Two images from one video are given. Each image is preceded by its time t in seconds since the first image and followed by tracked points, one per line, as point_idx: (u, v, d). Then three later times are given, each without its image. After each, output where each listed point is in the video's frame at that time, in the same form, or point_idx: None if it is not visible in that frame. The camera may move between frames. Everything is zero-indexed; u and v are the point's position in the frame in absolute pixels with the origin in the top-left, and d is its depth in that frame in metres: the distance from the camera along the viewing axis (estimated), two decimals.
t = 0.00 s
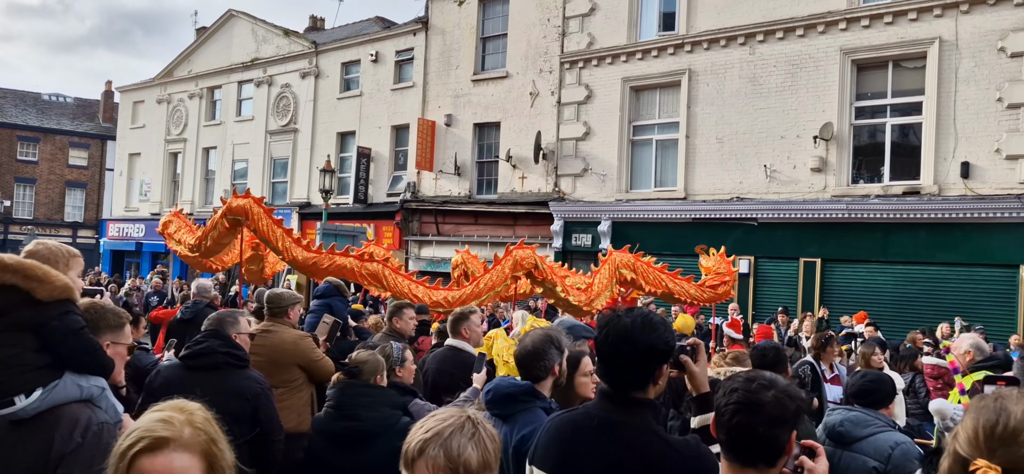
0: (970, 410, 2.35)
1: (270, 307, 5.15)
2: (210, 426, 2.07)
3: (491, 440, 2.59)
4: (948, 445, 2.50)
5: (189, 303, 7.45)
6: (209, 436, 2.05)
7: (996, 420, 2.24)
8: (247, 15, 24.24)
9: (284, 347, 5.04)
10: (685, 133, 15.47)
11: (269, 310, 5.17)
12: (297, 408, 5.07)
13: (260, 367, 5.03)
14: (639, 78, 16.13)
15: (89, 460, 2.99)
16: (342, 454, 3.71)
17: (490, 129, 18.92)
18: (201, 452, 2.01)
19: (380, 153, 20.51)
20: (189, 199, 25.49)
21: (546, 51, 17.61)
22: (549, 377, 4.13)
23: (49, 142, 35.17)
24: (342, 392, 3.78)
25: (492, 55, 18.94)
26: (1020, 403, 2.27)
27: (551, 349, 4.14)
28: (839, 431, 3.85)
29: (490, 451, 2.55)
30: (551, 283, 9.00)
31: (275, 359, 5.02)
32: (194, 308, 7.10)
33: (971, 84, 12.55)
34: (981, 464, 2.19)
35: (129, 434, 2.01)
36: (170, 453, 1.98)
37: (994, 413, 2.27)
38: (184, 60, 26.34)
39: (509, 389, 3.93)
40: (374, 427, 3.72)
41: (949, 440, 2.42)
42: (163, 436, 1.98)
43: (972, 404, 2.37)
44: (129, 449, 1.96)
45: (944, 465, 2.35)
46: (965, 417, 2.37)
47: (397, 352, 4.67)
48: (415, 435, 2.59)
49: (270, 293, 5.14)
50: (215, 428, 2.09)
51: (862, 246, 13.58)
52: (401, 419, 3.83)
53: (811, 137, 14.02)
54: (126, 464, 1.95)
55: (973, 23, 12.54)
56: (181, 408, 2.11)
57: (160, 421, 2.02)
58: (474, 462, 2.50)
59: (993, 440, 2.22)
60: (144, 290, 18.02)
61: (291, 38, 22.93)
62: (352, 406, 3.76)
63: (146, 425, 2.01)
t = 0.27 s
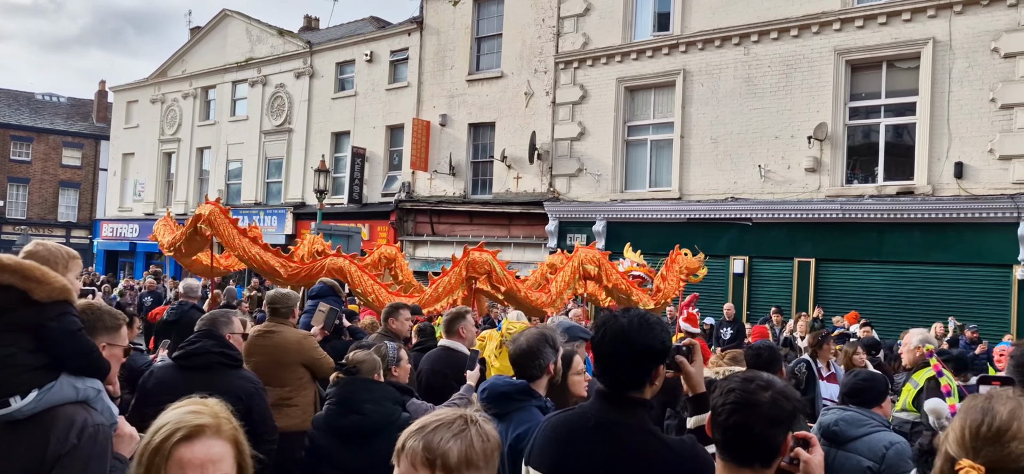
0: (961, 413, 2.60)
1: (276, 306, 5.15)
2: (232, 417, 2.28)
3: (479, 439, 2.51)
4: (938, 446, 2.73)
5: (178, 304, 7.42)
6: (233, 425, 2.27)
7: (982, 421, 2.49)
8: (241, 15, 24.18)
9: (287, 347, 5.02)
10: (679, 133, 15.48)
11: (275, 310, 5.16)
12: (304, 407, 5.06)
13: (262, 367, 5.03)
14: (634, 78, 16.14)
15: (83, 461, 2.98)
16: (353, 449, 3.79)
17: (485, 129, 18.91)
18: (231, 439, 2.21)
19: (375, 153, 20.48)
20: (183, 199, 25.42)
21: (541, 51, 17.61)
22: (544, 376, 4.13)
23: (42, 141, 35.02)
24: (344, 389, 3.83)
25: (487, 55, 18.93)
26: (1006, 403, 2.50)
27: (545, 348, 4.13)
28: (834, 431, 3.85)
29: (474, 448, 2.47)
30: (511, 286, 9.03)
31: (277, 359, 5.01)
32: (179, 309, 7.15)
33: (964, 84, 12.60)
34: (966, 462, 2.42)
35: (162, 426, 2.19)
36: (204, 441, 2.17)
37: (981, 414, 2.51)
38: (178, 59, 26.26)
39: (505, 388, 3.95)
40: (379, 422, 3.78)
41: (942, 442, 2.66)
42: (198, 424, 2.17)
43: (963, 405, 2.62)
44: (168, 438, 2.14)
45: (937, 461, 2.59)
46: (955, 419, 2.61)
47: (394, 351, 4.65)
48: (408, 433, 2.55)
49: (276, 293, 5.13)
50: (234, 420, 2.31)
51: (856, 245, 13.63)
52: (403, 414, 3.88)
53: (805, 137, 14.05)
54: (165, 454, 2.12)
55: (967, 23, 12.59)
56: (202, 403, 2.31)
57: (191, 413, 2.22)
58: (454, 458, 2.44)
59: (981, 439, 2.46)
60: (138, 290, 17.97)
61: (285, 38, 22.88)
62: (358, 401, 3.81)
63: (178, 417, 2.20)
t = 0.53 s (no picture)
0: (948, 411, 2.63)
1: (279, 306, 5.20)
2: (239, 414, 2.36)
3: (470, 441, 2.38)
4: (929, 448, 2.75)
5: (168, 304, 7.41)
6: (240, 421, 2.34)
7: (967, 418, 2.53)
8: (235, 15, 24.13)
9: (295, 346, 5.07)
10: (674, 133, 15.50)
11: (277, 309, 5.21)
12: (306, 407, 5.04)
13: (266, 366, 5.02)
14: (628, 78, 16.16)
15: (78, 462, 2.95)
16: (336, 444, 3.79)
17: (480, 129, 18.91)
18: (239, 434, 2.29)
19: (370, 153, 20.46)
20: (178, 199, 25.36)
21: (536, 51, 17.62)
22: (539, 375, 4.13)
23: (35, 141, 34.89)
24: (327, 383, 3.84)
25: (482, 55, 18.94)
26: (992, 401, 2.53)
27: (541, 347, 4.13)
28: (827, 430, 3.85)
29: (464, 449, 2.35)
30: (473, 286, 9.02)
31: (283, 357, 5.02)
32: (166, 309, 7.20)
33: (958, 84, 12.64)
34: (952, 459, 2.46)
35: (173, 422, 2.25)
36: (215, 435, 2.23)
37: (966, 412, 2.54)
38: (172, 59, 26.19)
39: (500, 386, 3.96)
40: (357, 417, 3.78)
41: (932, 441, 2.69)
42: (208, 419, 2.24)
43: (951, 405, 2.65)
44: (179, 432, 2.21)
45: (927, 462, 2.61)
46: (944, 418, 2.63)
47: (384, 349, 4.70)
48: (398, 437, 2.45)
49: (281, 292, 5.19)
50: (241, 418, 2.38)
51: (850, 245, 13.67)
52: (381, 409, 3.86)
53: (799, 137, 14.09)
54: (177, 448, 2.19)
55: (961, 24, 12.63)
56: (208, 402, 2.38)
57: (201, 409, 2.29)
58: (437, 460, 2.32)
59: (968, 436, 2.49)
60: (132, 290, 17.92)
61: (279, 38, 22.85)
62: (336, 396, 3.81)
63: (187, 414, 2.27)
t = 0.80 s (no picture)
0: (935, 408, 2.65)
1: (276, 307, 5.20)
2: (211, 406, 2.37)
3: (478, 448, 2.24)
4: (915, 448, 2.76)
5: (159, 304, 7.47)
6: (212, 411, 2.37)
7: (954, 413, 2.55)
8: (230, 14, 24.07)
9: (295, 347, 5.06)
10: (669, 133, 15.51)
11: (274, 310, 5.21)
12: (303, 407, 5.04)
13: (266, 364, 5.00)
14: (623, 78, 16.17)
15: (68, 462, 2.95)
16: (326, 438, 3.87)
17: (475, 129, 18.90)
18: (214, 424, 2.30)
19: (365, 153, 20.44)
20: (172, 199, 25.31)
21: (531, 51, 17.62)
22: (536, 375, 4.13)
23: (29, 141, 34.75)
24: (313, 381, 3.93)
25: (477, 54, 18.92)
26: (977, 398, 2.57)
27: (538, 347, 4.13)
28: (822, 428, 3.87)
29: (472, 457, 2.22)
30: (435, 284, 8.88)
31: (283, 357, 5.01)
32: (155, 308, 7.34)
33: (952, 84, 12.68)
34: (940, 453, 2.46)
35: (148, 415, 2.24)
36: (191, 426, 2.24)
37: (953, 407, 2.56)
38: (166, 58, 26.12)
39: (496, 386, 3.97)
40: (338, 414, 3.87)
41: (921, 442, 2.68)
42: (184, 409, 2.25)
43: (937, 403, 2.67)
44: (156, 422, 2.21)
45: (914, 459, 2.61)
46: (930, 416, 2.65)
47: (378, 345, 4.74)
48: (407, 437, 2.35)
49: (279, 294, 5.21)
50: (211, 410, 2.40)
51: (844, 244, 13.70)
52: (366, 407, 3.96)
53: (794, 137, 14.11)
54: (154, 439, 2.18)
55: (954, 24, 12.67)
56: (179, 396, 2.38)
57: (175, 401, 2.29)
58: (440, 463, 2.20)
59: (956, 431, 2.51)
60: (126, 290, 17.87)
61: (274, 37, 22.81)
62: (316, 392, 3.91)
63: (162, 406, 2.27)
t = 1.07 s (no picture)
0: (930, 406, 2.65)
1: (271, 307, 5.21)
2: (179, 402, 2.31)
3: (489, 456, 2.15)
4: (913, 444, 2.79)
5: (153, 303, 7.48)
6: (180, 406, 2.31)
7: (948, 411, 2.55)
8: (225, 13, 24.02)
9: (287, 348, 5.04)
10: (664, 133, 15.53)
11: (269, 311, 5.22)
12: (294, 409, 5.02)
13: (257, 366, 4.99)
14: (618, 78, 16.19)
15: (62, 461, 2.94)
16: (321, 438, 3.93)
17: (470, 128, 18.89)
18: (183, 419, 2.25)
19: (360, 153, 20.41)
20: (167, 198, 25.27)
21: (526, 50, 17.62)
22: (532, 375, 4.13)
23: (23, 141, 34.62)
24: (310, 380, 4.01)
25: (472, 54, 18.92)
26: (972, 396, 2.57)
27: (534, 347, 4.13)
28: (816, 426, 3.87)
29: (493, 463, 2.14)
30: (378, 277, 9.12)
31: (274, 358, 4.99)
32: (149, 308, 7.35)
33: (945, 85, 12.72)
34: (932, 450, 2.49)
35: (117, 410, 2.17)
36: (160, 421, 2.18)
37: (947, 406, 2.57)
38: (161, 58, 26.05)
39: (492, 386, 3.97)
40: (331, 414, 3.91)
41: (915, 438, 2.70)
42: (155, 404, 2.19)
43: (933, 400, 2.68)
44: (125, 418, 2.14)
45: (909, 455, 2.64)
46: (926, 413, 2.67)
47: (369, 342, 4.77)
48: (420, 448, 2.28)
49: (274, 294, 5.23)
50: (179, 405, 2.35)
51: (839, 244, 13.73)
52: (361, 407, 3.99)
53: (788, 137, 14.15)
54: (123, 435, 2.12)
55: (948, 24, 12.71)
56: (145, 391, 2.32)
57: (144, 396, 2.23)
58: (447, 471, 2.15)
59: (949, 429, 2.52)
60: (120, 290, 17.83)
61: (269, 37, 22.77)
62: (312, 392, 3.97)
63: (131, 401, 2.20)
